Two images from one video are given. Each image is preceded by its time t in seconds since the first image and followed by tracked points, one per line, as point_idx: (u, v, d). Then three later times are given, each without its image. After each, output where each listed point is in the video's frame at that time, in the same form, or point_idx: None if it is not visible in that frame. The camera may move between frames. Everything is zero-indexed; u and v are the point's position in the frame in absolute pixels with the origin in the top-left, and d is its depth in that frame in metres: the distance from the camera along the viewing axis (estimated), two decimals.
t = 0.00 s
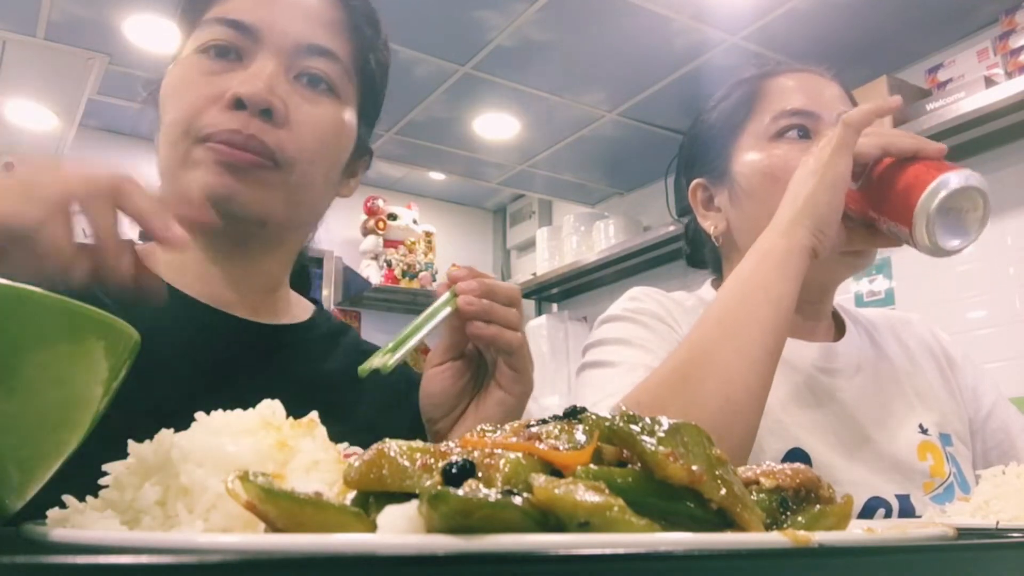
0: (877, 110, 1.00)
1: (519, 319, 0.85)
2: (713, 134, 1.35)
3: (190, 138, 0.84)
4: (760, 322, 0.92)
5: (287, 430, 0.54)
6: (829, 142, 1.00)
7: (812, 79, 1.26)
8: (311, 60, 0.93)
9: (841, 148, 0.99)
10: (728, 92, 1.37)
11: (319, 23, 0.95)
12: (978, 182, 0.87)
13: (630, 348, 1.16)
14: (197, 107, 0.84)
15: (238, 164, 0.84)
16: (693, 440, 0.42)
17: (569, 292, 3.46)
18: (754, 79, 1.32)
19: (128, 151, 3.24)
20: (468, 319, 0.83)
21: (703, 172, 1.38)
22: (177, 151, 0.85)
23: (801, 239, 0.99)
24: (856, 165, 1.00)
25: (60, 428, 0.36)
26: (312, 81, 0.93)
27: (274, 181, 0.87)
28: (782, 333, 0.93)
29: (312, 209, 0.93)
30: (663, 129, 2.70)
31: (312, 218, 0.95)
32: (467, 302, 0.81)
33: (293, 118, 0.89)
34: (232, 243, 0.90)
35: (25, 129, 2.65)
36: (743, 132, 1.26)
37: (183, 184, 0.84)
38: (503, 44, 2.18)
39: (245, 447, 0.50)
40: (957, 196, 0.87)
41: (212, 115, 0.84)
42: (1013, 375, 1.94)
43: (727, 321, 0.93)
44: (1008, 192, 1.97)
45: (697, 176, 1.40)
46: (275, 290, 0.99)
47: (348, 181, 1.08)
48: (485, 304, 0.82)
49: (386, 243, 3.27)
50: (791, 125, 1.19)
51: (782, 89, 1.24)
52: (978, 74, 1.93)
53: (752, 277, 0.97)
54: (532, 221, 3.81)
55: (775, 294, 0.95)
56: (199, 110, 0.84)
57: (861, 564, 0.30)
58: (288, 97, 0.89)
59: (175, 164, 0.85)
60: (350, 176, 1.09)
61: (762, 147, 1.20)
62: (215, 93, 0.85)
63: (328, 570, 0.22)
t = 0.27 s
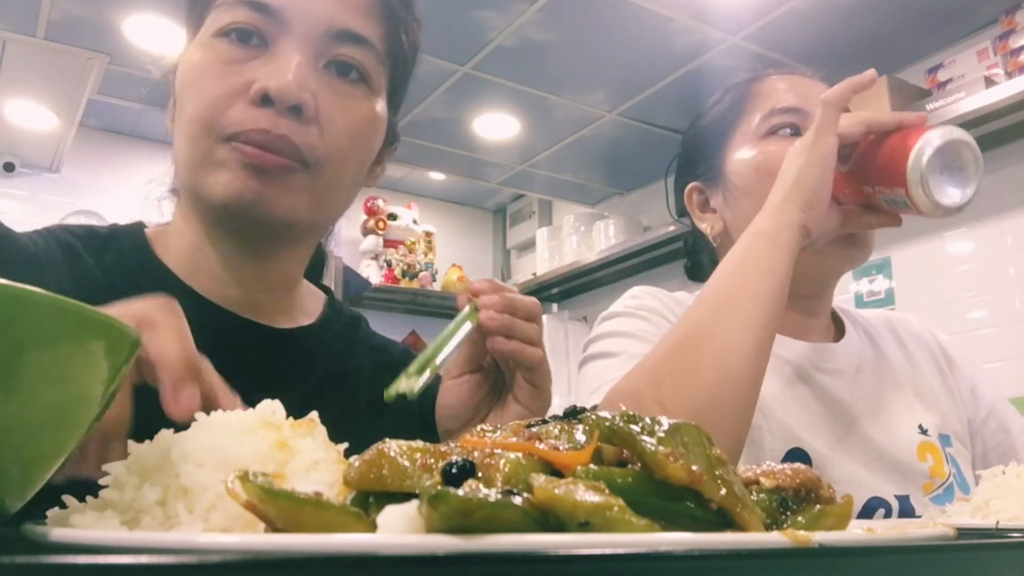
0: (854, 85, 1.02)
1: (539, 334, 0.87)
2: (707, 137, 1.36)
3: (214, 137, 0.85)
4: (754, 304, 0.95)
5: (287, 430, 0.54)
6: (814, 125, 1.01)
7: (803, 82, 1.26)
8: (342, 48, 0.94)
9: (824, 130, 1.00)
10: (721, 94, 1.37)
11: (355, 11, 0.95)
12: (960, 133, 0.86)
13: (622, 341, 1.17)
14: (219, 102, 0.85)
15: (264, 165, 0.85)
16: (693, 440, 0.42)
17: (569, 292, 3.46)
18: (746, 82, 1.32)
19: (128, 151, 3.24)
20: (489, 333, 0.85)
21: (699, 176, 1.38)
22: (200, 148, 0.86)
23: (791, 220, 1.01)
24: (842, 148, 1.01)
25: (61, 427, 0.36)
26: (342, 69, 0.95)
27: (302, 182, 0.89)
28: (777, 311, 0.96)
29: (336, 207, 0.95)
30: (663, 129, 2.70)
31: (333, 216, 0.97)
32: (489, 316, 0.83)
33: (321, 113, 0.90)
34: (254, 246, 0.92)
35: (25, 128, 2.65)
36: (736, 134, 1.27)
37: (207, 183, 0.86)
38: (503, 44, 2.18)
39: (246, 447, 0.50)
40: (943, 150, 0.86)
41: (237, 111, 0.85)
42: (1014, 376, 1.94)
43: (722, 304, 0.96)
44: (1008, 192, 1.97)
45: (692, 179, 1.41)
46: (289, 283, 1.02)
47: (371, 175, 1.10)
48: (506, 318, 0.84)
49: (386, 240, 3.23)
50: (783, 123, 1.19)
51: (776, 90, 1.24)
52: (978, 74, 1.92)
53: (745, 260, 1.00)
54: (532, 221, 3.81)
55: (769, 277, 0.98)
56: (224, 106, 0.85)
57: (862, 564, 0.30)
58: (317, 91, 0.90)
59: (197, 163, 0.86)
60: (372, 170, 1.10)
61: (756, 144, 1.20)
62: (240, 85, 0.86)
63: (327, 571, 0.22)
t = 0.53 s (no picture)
0: (839, 74, 1.04)
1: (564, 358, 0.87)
2: (701, 141, 1.37)
3: (222, 136, 0.84)
4: (747, 289, 0.95)
5: (287, 430, 0.54)
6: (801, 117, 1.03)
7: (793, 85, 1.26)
8: (355, 36, 0.94)
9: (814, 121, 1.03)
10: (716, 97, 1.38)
11: None
12: (945, 113, 0.88)
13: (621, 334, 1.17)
14: (230, 99, 0.85)
15: (273, 164, 0.84)
16: (693, 440, 0.42)
17: (569, 292, 3.46)
18: (737, 87, 1.32)
19: (128, 151, 3.24)
20: (515, 356, 0.85)
21: (694, 179, 1.39)
22: (208, 146, 0.85)
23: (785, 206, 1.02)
24: (831, 137, 1.03)
25: (60, 425, 0.36)
26: (357, 59, 0.95)
27: (309, 180, 0.88)
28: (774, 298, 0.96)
29: (341, 211, 0.95)
30: (663, 129, 2.70)
31: (342, 216, 0.97)
32: (518, 338, 0.82)
33: (332, 110, 0.90)
34: (261, 247, 0.92)
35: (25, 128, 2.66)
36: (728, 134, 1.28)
37: (216, 183, 0.85)
38: (503, 44, 2.18)
39: (246, 448, 0.50)
40: (930, 131, 0.88)
41: (248, 107, 0.85)
42: (1014, 376, 1.93)
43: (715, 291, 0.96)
44: (1009, 192, 1.97)
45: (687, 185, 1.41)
46: (296, 285, 1.02)
47: (386, 169, 1.10)
48: (533, 341, 0.84)
49: (386, 240, 3.23)
50: (775, 121, 1.20)
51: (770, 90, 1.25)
52: (978, 74, 1.92)
53: (741, 248, 1.00)
54: (532, 221, 3.81)
55: (766, 264, 0.97)
56: (234, 101, 0.85)
57: (863, 564, 0.30)
58: (332, 87, 0.90)
59: (205, 162, 0.86)
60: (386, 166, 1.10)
61: (750, 143, 1.20)
62: (251, 82, 0.86)
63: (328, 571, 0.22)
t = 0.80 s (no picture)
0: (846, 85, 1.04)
1: (579, 368, 0.86)
2: (701, 136, 1.37)
3: (245, 150, 0.84)
4: (745, 297, 0.95)
5: (287, 430, 0.54)
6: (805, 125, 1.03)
7: (797, 84, 1.25)
8: (381, 47, 0.93)
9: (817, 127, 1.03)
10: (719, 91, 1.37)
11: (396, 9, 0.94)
12: (952, 149, 0.87)
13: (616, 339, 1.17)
14: (252, 112, 0.84)
15: (297, 181, 0.85)
16: (693, 440, 0.42)
17: (569, 292, 3.46)
18: (739, 84, 1.32)
19: (128, 151, 3.24)
20: (532, 368, 0.84)
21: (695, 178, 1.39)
22: (230, 160, 0.85)
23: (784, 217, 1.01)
24: (836, 145, 1.03)
25: (61, 426, 0.36)
26: (381, 69, 0.94)
27: (335, 196, 0.88)
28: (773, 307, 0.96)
29: (365, 216, 0.95)
30: (663, 129, 2.70)
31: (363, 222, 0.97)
32: (534, 350, 0.82)
33: (359, 122, 0.89)
34: (281, 255, 0.92)
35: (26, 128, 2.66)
36: (730, 136, 1.28)
37: (237, 197, 0.85)
38: (503, 44, 2.18)
39: (246, 447, 0.50)
40: (934, 165, 0.89)
41: (272, 121, 0.84)
42: (1014, 375, 1.93)
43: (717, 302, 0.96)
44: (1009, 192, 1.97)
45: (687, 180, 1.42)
46: (313, 288, 1.03)
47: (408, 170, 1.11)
48: (550, 352, 0.84)
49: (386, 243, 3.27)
50: (778, 123, 1.19)
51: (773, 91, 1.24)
52: (978, 75, 1.92)
53: (739, 254, 1.00)
54: (532, 221, 3.81)
55: (764, 272, 0.97)
56: (257, 115, 0.84)
57: (863, 564, 0.30)
58: (359, 97, 0.89)
59: (227, 176, 0.85)
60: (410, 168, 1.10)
61: (752, 144, 1.20)
62: (275, 94, 0.85)
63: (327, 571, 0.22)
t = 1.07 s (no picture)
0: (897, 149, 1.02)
1: (585, 364, 0.87)
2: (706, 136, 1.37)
3: (269, 156, 0.85)
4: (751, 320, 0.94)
5: (286, 429, 0.53)
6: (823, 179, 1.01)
7: (808, 80, 1.26)
8: (405, 49, 0.93)
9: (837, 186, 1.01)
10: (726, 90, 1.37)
11: (418, 8, 0.94)
12: (967, 253, 0.87)
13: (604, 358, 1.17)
14: (276, 117, 0.85)
15: (325, 187, 0.86)
16: (693, 441, 0.42)
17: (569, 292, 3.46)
18: (750, 77, 1.33)
19: (128, 151, 3.24)
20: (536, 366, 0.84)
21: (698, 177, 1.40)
22: (253, 165, 0.85)
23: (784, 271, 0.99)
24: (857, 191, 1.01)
25: (60, 427, 0.36)
26: (402, 73, 0.94)
27: (361, 199, 0.90)
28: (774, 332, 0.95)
29: (386, 215, 0.97)
30: (662, 129, 2.70)
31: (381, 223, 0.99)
32: (538, 349, 0.81)
33: (384, 123, 0.90)
34: (301, 256, 0.93)
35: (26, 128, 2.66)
36: (734, 140, 1.28)
37: (263, 202, 0.86)
38: (503, 44, 2.18)
39: (245, 448, 0.50)
40: (946, 263, 0.88)
41: (297, 126, 0.85)
42: (1013, 376, 1.93)
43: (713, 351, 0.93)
44: (1008, 193, 1.97)
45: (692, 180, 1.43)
46: (327, 286, 1.04)
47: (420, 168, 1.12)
48: (554, 349, 0.83)
49: (386, 241, 3.22)
50: (783, 134, 1.19)
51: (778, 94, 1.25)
52: (978, 74, 1.92)
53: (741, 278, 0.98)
54: (532, 221, 3.81)
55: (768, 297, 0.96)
56: (281, 118, 0.85)
57: (863, 563, 0.30)
58: (383, 100, 0.90)
59: (251, 180, 0.86)
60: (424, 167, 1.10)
61: (756, 155, 1.21)
62: (298, 97, 0.85)
63: (325, 571, 0.22)
